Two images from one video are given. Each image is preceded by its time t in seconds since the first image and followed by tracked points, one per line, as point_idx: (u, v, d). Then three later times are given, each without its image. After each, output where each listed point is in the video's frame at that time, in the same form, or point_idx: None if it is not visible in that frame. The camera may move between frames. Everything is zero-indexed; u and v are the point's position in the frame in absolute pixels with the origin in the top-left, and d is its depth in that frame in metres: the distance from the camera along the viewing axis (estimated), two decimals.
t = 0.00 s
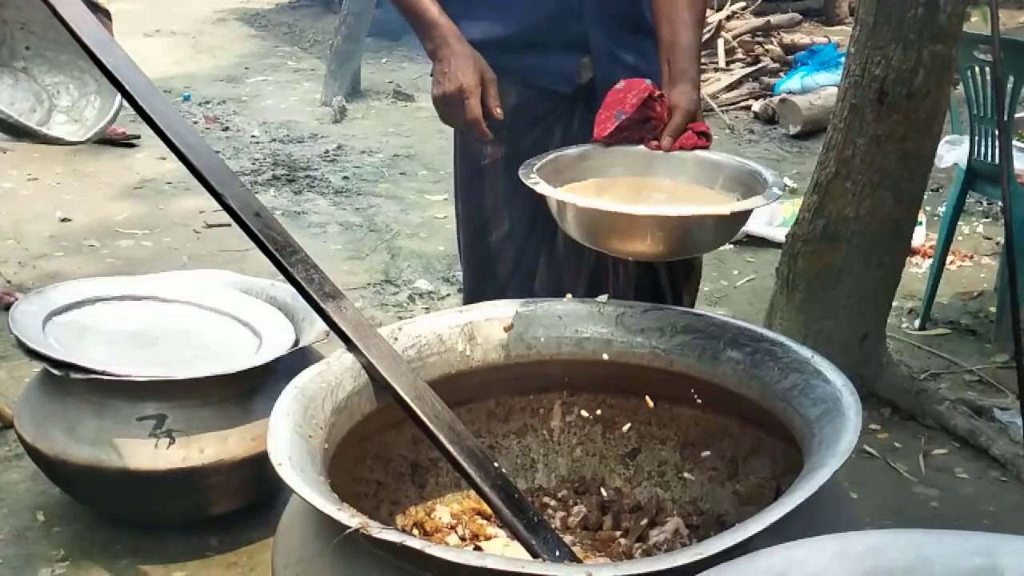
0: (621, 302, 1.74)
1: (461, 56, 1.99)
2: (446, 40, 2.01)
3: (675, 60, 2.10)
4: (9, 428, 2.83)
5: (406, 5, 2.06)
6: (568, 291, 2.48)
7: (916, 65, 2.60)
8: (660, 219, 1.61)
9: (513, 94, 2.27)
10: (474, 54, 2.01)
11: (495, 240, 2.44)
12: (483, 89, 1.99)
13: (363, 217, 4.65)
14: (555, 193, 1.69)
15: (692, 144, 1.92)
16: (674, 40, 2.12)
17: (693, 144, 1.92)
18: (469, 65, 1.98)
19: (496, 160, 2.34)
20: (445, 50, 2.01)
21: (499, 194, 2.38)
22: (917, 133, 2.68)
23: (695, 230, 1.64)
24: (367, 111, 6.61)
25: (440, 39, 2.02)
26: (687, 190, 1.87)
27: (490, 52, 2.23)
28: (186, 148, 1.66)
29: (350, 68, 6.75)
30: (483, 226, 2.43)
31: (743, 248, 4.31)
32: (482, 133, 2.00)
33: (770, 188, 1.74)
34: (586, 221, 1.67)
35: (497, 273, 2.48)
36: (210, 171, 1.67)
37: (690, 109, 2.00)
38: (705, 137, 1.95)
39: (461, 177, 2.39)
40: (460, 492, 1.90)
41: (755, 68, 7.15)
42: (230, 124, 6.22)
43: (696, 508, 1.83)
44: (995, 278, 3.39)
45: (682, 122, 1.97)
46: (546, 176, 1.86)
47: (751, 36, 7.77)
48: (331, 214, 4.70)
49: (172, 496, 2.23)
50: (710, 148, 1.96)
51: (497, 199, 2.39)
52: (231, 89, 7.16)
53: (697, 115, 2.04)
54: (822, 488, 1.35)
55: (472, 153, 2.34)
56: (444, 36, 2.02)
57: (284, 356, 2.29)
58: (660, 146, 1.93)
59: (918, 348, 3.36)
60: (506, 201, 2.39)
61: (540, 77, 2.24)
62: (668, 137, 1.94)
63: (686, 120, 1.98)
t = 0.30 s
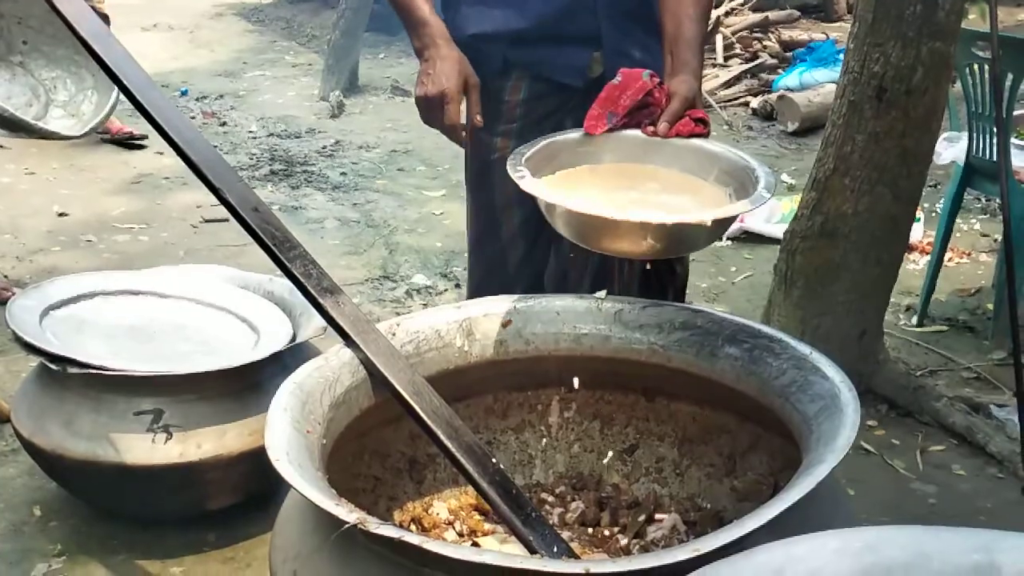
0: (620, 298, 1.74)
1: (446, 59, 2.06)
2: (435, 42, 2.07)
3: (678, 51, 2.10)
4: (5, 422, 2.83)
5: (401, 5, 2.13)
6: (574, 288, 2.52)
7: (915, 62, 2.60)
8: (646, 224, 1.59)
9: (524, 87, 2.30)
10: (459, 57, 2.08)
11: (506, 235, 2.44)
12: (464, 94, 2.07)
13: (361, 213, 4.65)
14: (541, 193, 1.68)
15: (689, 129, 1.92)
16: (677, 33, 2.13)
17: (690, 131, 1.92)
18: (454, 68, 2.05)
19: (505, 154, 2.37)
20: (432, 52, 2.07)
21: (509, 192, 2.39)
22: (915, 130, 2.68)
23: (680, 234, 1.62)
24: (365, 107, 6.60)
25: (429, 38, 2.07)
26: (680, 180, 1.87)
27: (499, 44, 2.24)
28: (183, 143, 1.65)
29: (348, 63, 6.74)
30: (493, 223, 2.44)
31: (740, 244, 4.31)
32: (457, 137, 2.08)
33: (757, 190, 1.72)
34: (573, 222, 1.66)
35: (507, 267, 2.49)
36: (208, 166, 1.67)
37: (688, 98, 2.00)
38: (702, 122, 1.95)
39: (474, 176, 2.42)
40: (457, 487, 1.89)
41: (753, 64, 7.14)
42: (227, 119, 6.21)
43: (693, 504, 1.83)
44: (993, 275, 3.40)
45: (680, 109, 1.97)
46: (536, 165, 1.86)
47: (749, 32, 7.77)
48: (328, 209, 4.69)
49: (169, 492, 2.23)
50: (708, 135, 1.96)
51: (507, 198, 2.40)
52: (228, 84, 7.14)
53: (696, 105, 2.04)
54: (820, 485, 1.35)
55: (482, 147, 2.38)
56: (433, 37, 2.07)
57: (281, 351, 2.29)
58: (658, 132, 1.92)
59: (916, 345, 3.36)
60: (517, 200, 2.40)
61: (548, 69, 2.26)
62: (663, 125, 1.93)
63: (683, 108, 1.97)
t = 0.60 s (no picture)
0: (619, 298, 1.74)
1: (445, 60, 2.07)
2: (435, 42, 2.08)
3: (679, 49, 2.10)
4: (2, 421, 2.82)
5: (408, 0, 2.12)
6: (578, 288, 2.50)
7: (913, 62, 2.60)
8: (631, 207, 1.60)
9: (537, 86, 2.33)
10: (459, 57, 2.09)
11: (511, 236, 2.51)
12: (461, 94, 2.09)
13: (359, 212, 4.65)
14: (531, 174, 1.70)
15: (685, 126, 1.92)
16: (679, 30, 2.12)
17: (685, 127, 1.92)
18: (453, 70, 2.07)
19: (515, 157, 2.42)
20: (431, 51, 2.08)
21: (516, 193, 2.45)
22: (913, 131, 2.68)
23: (669, 222, 1.63)
24: (363, 106, 6.60)
25: (428, 38, 2.08)
26: (668, 176, 1.86)
27: (512, 42, 2.28)
28: (181, 142, 1.65)
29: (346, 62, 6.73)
30: (501, 220, 2.49)
31: (737, 245, 4.32)
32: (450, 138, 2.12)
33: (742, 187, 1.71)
34: (563, 206, 1.66)
35: (511, 266, 2.55)
36: (206, 166, 1.66)
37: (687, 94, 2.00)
38: (700, 121, 1.95)
39: (483, 175, 2.45)
40: (455, 488, 1.89)
41: (751, 65, 7.14)
42: (224, 118, 6.20)
43: (691, 505, 1.83)
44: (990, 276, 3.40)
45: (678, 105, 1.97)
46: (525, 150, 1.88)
47: (748, 33, 7.78)
48: (326, 209, 4.69)
49: (166, 491, 2.22)
50: (705, 135, 1.96)
51: (515, 197, 2.46)
52: (226, 83, 7.13)
53: (694, 103, 2.03)
54: (817, 486, 1.35)
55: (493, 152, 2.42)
56: (434, 36, 2.08)
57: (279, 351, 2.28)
58: (654, 129, 1.92)
59: (913, 346, 3.36)
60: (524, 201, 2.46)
61: (559, 67, 2.28)
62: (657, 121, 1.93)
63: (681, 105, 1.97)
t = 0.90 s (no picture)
0: (616, 301, 1.74)
1: (456, 58, 2.08)
2: (449, 39, 2.10)
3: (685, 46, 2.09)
4: None
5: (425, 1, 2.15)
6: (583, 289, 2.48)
7: (910, 66, 2.60)
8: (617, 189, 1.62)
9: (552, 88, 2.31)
10: (472, 55, 2.10)
11: (521, 236, 2.51)
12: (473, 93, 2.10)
13: (355, 214, 4.64)
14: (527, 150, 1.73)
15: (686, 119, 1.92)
16: (686, 29, 2.10)
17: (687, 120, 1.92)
18: (464, 67, 2.08)
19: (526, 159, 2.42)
20: (445, 48, 2.10)
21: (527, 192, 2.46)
22: (909, 135, 2.69)
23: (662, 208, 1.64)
24: (359, 108, 6.60)
25: (443, 35, 2.11)
26: (659, 166, 1.89)
27: (529, 43, 2.26)
28: (178, 142, 1.65)
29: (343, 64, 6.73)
30: (511, 218, 2.50)
31: (733, 249, 4.32)
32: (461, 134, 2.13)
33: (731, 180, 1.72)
34: (558, 186, 1.69)
35: (521, 265, 2.56)
36: (202, 166, 1.66)
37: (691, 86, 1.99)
38: (700, 115, 1.95)
39: (493, 175, 2.45)
40: (451, 490, 1.89)
41: (747, 68, 7.16)
42: (221, 120, 6.20)
43: (688, 508, 1.83)
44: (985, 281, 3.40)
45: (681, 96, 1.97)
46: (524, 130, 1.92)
47: (744, 37, 7.79)
48: (322, 210, 4.69)
49: (161, 493, 2.22)
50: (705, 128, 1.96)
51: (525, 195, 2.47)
52: (222, 85, 7.13)
53: (697, 97, 2.01)
54: (814, 490, 1.35)
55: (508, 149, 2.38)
56: (448, 32, 2.10)
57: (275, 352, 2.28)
58: (654, 119, 1.93)
59: (909, 350, 3.37)
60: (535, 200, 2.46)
61: (575, 68, 2.24)
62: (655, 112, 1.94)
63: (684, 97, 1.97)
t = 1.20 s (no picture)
0: (611, 303, 1.74)
1: (481, 53, 2.07)
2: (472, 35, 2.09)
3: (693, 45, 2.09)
4: None
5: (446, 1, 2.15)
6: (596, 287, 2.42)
7: (905, 70, 2.61)
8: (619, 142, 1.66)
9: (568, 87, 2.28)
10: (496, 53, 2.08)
11: (538, 233, 2.42)
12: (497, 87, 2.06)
13: (350, 215, 4.64)
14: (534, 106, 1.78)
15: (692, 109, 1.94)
16: (695, 27, 2.10)
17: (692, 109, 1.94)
18: (489, 61, 2.05)
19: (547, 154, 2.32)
20: (468, 43, 2.09)
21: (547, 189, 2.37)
22: (904, 139, 2.69)
23: (667, 173, 1.68)
24: (354, 109, 6.59)
25: (466, 31, 2.09)
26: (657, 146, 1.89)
27: (546, 44, 2.23)
28: (172, 142, 1.64)
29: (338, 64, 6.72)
30: (528, 215, 2.40)
31: (727, 251, 4.32)
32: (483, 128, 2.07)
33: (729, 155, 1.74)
34: (564, 146, 1.73)
35: (534, 265, 2.46)
36: (197, 165, 1.66)
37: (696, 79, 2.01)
38: (705, 105, 1.97)
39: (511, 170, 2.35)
40: (445, 491, 1.89)
41: (742, 71, 7.17)
42: (215, 120, 6.19)
43: (682, 510, 1.83)
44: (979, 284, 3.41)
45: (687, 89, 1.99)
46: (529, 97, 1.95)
47: (739, 39, 7.81)
48: (316, 211, 4.68)
49: (154, 494, 2.21)
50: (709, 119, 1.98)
51: (544, 192, 2.38)
52: (217, 84, 7.13)
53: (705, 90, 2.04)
54: (809, 492, 1.35)
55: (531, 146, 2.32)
56: (471, 28, 2.09)
57: (269, 353, 2.28)
58: (660, 107, 1.93)
59: (902, 353, 3.37)
60: (554, 196, 2.37)
61: (585, 69, 2.24)
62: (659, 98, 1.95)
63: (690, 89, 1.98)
